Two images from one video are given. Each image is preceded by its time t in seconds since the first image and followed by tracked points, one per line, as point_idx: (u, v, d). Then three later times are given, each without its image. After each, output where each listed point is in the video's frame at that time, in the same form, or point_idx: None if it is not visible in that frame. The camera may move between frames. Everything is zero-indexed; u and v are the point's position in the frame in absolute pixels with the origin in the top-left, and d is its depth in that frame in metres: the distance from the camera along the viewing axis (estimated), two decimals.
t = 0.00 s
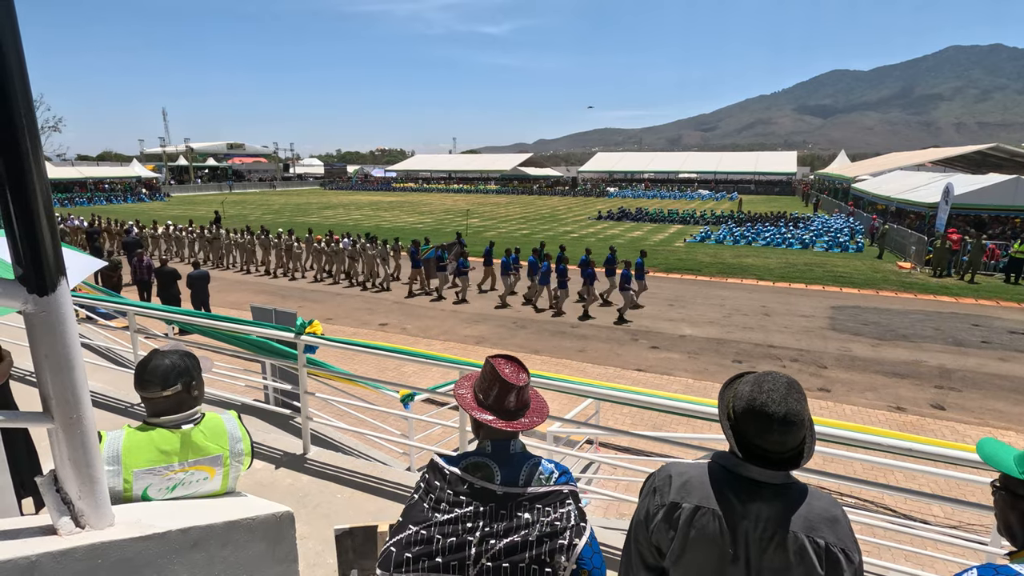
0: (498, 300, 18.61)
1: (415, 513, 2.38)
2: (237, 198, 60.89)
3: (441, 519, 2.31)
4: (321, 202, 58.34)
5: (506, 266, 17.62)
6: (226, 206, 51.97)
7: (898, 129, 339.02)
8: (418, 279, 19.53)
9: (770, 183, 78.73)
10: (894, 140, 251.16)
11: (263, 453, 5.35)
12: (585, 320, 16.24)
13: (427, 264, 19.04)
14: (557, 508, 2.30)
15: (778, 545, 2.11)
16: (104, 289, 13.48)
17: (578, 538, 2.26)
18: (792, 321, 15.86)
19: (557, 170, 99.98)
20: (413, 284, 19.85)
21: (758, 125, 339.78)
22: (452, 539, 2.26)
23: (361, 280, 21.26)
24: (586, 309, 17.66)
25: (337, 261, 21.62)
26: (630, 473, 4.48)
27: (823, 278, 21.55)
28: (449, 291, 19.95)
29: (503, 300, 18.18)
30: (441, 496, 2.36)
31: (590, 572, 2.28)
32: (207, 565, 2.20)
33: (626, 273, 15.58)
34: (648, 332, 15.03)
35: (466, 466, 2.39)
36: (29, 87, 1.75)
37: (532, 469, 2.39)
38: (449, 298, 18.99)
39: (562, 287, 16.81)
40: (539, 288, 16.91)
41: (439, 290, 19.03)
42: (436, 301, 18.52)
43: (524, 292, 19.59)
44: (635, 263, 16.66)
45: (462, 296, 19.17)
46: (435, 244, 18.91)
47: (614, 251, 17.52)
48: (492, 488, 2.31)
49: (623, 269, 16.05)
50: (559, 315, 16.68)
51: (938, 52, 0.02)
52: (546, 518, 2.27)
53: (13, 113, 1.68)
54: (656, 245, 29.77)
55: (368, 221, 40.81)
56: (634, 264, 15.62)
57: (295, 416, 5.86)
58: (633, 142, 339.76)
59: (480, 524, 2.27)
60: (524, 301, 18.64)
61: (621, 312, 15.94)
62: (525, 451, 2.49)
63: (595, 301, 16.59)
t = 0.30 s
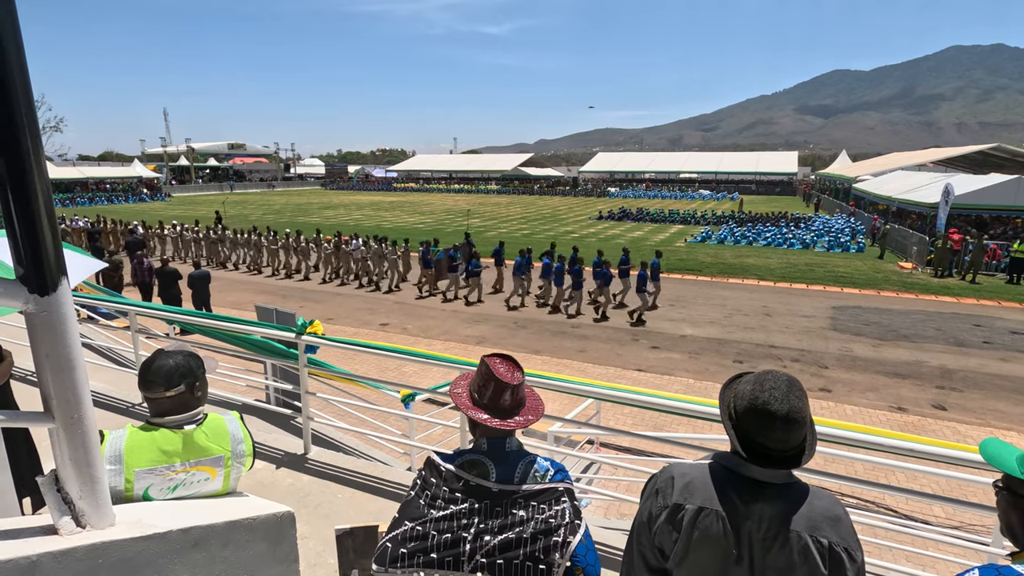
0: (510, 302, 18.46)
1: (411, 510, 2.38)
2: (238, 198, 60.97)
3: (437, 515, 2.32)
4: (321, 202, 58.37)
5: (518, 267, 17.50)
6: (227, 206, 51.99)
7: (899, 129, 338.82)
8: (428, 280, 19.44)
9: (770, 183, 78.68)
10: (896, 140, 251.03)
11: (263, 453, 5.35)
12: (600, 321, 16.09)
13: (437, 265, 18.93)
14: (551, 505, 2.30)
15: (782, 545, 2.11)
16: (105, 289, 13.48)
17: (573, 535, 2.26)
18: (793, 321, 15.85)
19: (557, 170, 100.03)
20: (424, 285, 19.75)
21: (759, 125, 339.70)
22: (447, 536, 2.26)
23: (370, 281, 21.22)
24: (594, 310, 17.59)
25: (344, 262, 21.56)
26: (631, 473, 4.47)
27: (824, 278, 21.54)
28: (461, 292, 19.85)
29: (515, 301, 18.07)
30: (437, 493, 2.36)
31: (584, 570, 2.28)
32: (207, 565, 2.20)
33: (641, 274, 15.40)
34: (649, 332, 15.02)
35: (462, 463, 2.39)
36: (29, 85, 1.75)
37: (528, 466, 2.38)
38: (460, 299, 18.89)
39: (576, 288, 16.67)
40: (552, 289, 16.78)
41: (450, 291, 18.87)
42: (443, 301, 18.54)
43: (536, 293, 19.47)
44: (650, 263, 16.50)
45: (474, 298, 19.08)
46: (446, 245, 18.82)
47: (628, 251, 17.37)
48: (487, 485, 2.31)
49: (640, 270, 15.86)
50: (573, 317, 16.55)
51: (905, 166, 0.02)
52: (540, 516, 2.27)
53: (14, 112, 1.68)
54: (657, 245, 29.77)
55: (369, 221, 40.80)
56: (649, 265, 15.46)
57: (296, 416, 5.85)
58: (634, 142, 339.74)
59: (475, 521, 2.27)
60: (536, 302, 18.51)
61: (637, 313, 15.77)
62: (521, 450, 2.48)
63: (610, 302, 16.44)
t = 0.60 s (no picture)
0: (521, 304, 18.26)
1: (410, 506, 2.38)
2: (239, 198, 60.97)
3: (434, 512, 2.31)
4: (322, 202, 58.43)
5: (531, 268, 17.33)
6: (228, 206, 52.04)
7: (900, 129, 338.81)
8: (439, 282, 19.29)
9: (771, 183, 78.70)
10: (896, 140, 251.02)
11: (263, 453, 5.35)
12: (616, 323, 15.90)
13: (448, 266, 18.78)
14: (549, 503, 2.30)
15: (783, 545, 2.11)
16: (106, 289, 13.48)
17: (570, 533, 2.25)
18: (793, 321, 15.86)
19: (558, 171, 100.08)
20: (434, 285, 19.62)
21: (759, 125, 339.77)
22: (444, 532, 2.26)
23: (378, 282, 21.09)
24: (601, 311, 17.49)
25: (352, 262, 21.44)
26: (631, 473, 4.46)
27: (825, 278, 21.54)
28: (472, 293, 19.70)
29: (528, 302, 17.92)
30: (435, 489, 2.36)
31: (581, 568, 2.25)
32: (207, 566, 2.19)
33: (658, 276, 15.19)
34: (650, 332, 15.03)
35: (460, 460, 2.39)
36: (29, 85, 1.74)
37: (525, 464, 2.38)
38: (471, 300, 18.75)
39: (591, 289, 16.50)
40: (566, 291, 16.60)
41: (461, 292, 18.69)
42: (448, 301, 18.51)
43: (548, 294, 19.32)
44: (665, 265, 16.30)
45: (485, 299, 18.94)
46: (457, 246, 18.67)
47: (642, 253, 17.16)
48: (485, 483, 2.31)
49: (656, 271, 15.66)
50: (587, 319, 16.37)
51: None
52: (537, 514, 2.27)
53: (14, 113, 1.68)
54: (658, 245, 29.78)
55: (369, 221, 40.82)
56: (666, 267, 15.25)
57: (295, 416, 5.85)
58: (635, 142, 339.78)
59: (472, 518, 2.27)
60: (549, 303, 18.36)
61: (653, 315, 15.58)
62: (519, 448, 2.47)
63: (625, 304, 16.25)
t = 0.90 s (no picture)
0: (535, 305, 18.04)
1: (410, 505, 2.38)
2: (240, 198, 60.99)
3: (434, 511, 2.31)
4: (324, 202, 58.56)
5: (545, 269, 17.12)
6: (230, 206, 52.17)
7: (901, 129, 338.53)
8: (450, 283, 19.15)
9: (772, 183, 78.67)
10: (898, 140, 250.78)
11: (264, 453, 5.36)
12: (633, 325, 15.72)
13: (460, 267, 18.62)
14: (549, 504, 2.29)
15: (782, 545, 2.10)
16: (109, 289, 13.52)
17: (569, 534, 2.25)
18: (794, 322, 15.86)
19: (559, 171, 100.16)
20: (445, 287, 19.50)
21: (761, 125, 339.77)
22: (444, 532, 2.26)
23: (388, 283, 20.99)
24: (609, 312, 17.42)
25: (360, 263, 21.34)
26: (634, 473, 4.43)
27: (826, 278, 21.54)
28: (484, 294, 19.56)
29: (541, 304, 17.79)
30: (435, 489, 2.36)
31: (581, 570, 2.25)
32: (209, 566, 2.19)
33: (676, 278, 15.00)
34: (651, 332, 15.03)
35: (460, 460, 2.39)
36: (31, 84, 1.74)
37: (525, 465, 2.37)
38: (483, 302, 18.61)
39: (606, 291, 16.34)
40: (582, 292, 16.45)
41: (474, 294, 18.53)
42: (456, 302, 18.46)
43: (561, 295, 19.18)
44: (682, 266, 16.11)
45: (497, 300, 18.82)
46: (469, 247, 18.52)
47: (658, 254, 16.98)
48: (485, 482, 2.31)
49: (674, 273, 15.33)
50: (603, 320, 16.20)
51: None
52: (537, 514, 2.26)
53: (16, 114, 1.69)
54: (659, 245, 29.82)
55: (370, 221, 40.87)
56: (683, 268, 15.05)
57: (296, 416, 5.85)
58: (636, 142, 339.83)
59: (471, 518, 2.27)
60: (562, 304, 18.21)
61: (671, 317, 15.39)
62: (519, 448, 2.47)
63: (642, 305, 16.08)
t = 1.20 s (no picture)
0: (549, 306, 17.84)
1: (410, 506, 2.38)
2: (241, 198, 61.01)
3: (435, 512, 2.32)
4: (325, 202, 58.61)
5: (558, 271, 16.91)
6: (231, 206, 52.24)
7: (902, 129, 338.31)
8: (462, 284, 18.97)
9: (773, 183, 78.62)
10: (899, 140, 250.48)
11: (265, 453, 5.36)
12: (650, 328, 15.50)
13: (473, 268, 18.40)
14: (549, 505, 2.29)
15: (777, 544, 2.10)
16: (110, 289, 13.53)
17: (569, 536, 2.25)
18: (795, 322, 15.85)
19: (560, 171, 100.20)
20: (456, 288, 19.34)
21: (762, 125, 339.74)
22: (444, 532, 2.26)
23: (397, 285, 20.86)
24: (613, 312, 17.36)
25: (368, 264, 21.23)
26: (635, 472, 4.41)
27: (827, 279, 21.53)
28: (495, 295, 19.37)
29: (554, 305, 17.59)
30: (435, 489, 2.36)
31: (580, 571, 2.26)
32: (210, 566, 2.19)
33: (694, 279, 14.75)
34: (652, 332, 15.02)
35: (460, 460, 2.39)
36: (32, 85, 1.75)
37: (526, 466, 2.37)
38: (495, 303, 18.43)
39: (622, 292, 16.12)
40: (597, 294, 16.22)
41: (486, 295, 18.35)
42: (462, 303, 18.38)
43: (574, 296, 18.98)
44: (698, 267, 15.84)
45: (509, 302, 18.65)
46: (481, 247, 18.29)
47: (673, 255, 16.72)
48: (485, 483, 2.31)
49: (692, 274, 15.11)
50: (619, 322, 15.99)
51: None
52: (538, 515, 2.26)
53: (18, 114, 1.69)
54: (660, 245, 29.83)
55: (371, 221, 40.87)
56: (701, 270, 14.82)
57: (298, 416, 5.85)
58: (636, 142, 339.83)
59: (472, 519, 2.27)
60: (575, 305, 18.02)
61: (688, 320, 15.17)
62: (520, 449, 2.47)
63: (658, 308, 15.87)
